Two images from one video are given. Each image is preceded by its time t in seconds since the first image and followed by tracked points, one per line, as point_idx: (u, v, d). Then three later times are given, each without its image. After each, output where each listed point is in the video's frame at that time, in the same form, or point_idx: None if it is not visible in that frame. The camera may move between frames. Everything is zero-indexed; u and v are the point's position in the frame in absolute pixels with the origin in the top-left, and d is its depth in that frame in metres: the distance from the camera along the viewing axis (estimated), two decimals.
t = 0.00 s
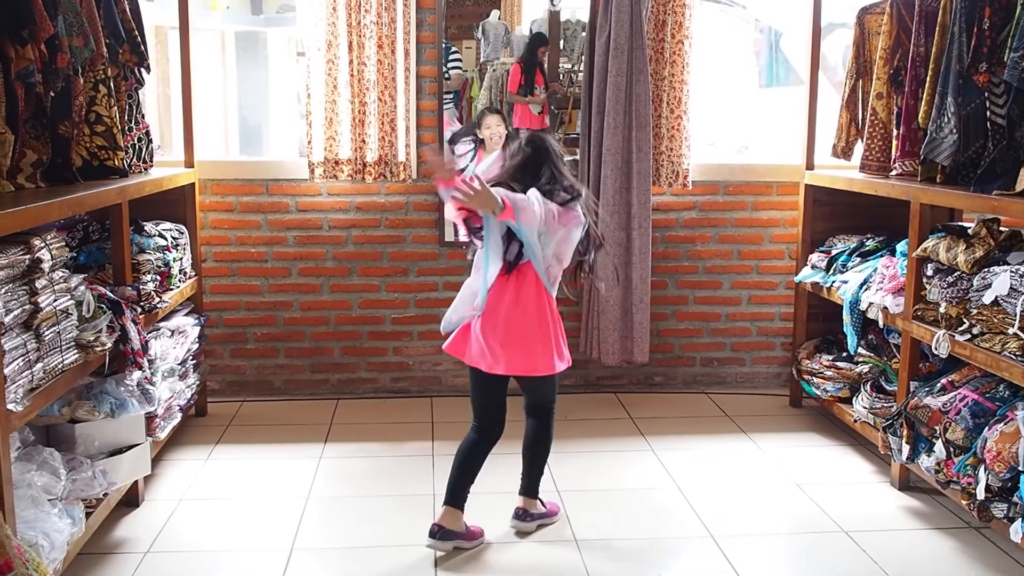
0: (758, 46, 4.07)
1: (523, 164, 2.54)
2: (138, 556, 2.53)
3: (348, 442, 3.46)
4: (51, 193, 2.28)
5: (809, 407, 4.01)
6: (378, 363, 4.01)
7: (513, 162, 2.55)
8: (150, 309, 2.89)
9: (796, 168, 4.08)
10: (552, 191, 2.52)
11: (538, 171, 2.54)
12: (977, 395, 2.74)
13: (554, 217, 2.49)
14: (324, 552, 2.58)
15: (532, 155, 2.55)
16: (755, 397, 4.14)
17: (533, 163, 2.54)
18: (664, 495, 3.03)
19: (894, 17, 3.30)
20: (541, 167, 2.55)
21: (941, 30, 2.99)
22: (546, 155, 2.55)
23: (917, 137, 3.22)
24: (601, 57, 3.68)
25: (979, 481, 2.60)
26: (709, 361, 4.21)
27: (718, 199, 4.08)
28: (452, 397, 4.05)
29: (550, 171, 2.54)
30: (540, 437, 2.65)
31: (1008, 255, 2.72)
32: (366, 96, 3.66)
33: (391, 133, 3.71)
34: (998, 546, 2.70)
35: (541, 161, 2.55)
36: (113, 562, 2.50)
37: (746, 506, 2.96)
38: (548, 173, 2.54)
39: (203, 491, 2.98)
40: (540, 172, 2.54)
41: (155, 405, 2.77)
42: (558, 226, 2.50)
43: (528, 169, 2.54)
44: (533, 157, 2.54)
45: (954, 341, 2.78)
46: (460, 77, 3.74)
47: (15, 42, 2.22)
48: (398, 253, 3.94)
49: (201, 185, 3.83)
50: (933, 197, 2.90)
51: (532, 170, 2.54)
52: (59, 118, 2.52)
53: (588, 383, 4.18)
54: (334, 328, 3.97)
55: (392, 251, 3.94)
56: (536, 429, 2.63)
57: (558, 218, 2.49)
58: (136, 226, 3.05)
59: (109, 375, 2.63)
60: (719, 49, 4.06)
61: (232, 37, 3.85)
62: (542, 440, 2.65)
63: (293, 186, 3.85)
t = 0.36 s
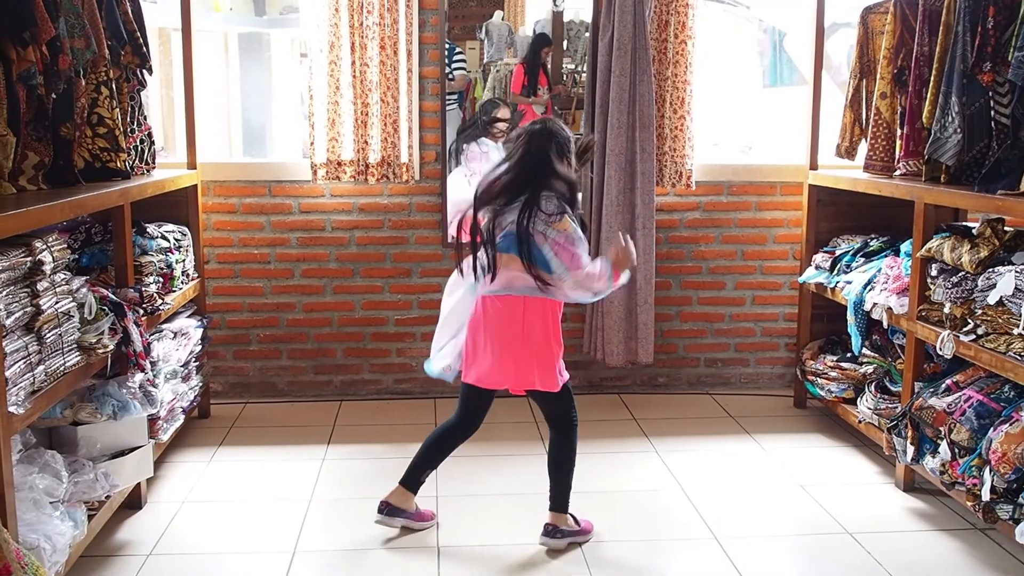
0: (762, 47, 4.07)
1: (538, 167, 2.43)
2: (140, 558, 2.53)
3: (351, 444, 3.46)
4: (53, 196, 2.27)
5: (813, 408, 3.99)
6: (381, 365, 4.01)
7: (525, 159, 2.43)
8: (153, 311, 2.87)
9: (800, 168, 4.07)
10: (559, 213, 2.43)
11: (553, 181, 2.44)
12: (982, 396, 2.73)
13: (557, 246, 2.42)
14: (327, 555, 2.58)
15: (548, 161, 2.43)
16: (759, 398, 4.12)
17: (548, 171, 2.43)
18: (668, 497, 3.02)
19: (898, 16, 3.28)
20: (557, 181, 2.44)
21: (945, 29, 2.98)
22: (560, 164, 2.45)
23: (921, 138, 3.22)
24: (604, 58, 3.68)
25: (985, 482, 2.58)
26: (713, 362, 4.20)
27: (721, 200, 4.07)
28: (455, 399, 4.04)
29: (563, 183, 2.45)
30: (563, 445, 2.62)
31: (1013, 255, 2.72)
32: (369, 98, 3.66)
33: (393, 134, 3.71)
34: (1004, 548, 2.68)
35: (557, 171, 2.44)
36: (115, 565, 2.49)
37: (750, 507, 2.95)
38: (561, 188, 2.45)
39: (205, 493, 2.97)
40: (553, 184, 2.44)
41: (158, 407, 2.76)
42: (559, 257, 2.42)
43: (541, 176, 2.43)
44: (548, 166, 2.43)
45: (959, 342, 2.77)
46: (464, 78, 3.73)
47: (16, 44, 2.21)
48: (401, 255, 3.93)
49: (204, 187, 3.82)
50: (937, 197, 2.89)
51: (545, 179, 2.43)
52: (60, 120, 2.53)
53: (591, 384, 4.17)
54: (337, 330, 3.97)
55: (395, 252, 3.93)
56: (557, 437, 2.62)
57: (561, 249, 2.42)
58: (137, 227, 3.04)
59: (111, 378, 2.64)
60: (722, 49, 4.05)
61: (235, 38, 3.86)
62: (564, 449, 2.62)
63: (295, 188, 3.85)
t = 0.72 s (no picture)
0: (767, 45, 4.05)
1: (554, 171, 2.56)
2: (143, 558, 2.53)
3: (354, 443, 3.45)
4: (55, 196, 2.26)
5: (818, 407, 3.98)
6: (385, 364, 4.00)
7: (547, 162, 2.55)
8: (156, 311, 2.87)
9: (804, 167, 4.06)
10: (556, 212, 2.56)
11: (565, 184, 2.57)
12: (988, 395, 2.71)
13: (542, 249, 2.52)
14: (330, 555, 2.57)
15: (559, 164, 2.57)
16: (764, 398, 4.11)
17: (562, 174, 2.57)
18: (672, 497, 3.01)
19: (902, 14, 3.27)
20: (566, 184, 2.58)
21: (950, 27, 2.96)
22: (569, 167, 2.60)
23: (926, 136, 3.20)
24: (608, 56, 3.67)
25: (990, 483, 2.57)
26: (717, 361, 4.19)
27: (726, 199, 4.06)
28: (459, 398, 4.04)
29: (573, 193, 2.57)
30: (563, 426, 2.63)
31: (1019, 254, 2.71)
32: (372, 97, 3.65)
33: (396, 133, 3.71)
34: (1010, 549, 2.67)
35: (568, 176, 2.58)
36: (117, 565, 2.49)
37: (753, 507, 2.94)
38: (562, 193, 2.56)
39: (208, 493, 2.97)
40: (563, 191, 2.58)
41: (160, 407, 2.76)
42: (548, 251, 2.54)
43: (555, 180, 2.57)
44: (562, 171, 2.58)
45: (964, 342, 2.75)
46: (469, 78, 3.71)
47: (18, 43, 2.21)
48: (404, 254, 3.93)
49: (207, 187, 3.83)
50: (942, 197, 2.88)
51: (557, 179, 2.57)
52: (63, 120, 2.53)
53: (595, 384, 4.16)
54: (340, 330, 3.96)
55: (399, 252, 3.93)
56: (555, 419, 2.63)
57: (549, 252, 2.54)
58: (140, 227, 3.03)
59: (114, 377, 2.63)
60: (726, 48, 4.04)
61: (239, 37, 3.87)
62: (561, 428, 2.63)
63: (299, 187, 3.84)
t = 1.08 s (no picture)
0: (773, 42, 4.03)
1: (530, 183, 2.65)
2: (148, 557, 2.53)
3: (360, 442, 3.45)
4: (58, 194, 2.25)
5: (824, 406, 3.97)
6: (390, 363, 4.00)
7: (524, 159, 2.64)
8: (161, 310, 2.87)
9: (811, 164, 4.04)
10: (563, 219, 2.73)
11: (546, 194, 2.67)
12: (995, 395, 2.71)
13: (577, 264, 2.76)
14: (334, 554, 2.57)
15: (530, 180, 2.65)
16: (770, 396, 4.10)
17: (538, 179, 2.66)
18: (677, 496, 3.00)
19: (909, 11, 3.25)
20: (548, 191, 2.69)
21: (957, 23, 2.95)
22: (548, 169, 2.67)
23: (933, 133, 3.19)
24: (613, 54, 3.66)
25: (997, 481, 2.55)
26: (723, 360, 4.18)
27: (732, 197, 4.05)
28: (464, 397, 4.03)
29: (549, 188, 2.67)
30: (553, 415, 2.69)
31: None
32: (377, 95, 3.65)
33: (401, 131, 3.70)
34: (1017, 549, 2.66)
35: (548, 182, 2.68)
36: (122, 564, 2.49)
37: (759, 506, 2.93)
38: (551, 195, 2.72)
39: (213, 492, 2.97)
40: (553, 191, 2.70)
41: (164, 405, 2.77)
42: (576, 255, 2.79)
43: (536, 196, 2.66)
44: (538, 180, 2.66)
45: (972, 340, 2.74)
46: (474, 75, 3.72)
47: (21, 41, 2.20)
48: (410, 252, 3.92)
49: (212, 185, 3.83)
50: (949, 193, 2.86)
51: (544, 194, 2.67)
52: (66, 119, 2.52)
53: (601, 382, 4.16)
54: (345, 328, 3.96)
55: (404, 250, 3.92)
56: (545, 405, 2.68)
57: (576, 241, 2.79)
58: (144, 225, 3.03)
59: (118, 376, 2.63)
60: (732, 45, 4.02)
61: (244, 36, 3.83)
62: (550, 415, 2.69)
63: (304, 185, 3.84)
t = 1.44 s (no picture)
0: (781, 39, 4.01)
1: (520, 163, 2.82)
2: (157, 553, 2.54)
3: (368, 439, 3.45)
4: (67, 192, 2.26)
5: (832, 403, 3.96)
6: (397, 360, 4.00)
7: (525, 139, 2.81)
8: (169, 306, 2.88)
9: (819, 162, 4.03)
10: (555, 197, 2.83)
11: (536, 177, 2.79)
12: (1004, 393, 2.70)
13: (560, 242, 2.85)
14: (342, 550, 2.57)
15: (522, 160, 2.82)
16: (778, 394, 4.09)
17: (531, 163, 2.81)
18: (685, 493, 3.00)
19: (918, 8, 3.23)
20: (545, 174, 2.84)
21: (967, 19, 2.94)
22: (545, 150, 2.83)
23: (942, 130, 3.17)
24: (621, 51, 3.65)
25: (1007, 480, 2.55)
26: (731, 357, 4.17)
27: (740, 194, 4.04)
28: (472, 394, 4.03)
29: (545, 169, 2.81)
30: (520, 399, 2.89)
31: None
32: (384, 92, 3.64)
33: (409, 129, 3.69)
34: None
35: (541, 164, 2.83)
36: (131, 560, 2.50)
37: (766, 504, 2.92)
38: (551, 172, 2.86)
39: (221, 488, 2.97)
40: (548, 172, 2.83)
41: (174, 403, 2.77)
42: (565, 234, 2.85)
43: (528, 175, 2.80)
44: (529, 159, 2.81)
45: (981, 338, 2.73)
46: (482, 73, 3.71)
47: (31, 39, 2.21)
48: (417, 250, 3.92)
49: (220, 182, 3.83)
50: (957, 190, 2.86)
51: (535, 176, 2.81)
52: (77, 116, 2.53)
53: (608, 380, 4.16)
54: (353, 325, 3.96)
55: (411, 247, 3.92)
56: (517, 389, 2.89)
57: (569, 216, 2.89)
58: (154, 223, 3.05)
59: (126, 373, 2.63)
60: (740, 42, 4.01)
61: (252, 33, 3.84)
62: (521, 399, 2.89)
63: (312, 183, 3.84)
